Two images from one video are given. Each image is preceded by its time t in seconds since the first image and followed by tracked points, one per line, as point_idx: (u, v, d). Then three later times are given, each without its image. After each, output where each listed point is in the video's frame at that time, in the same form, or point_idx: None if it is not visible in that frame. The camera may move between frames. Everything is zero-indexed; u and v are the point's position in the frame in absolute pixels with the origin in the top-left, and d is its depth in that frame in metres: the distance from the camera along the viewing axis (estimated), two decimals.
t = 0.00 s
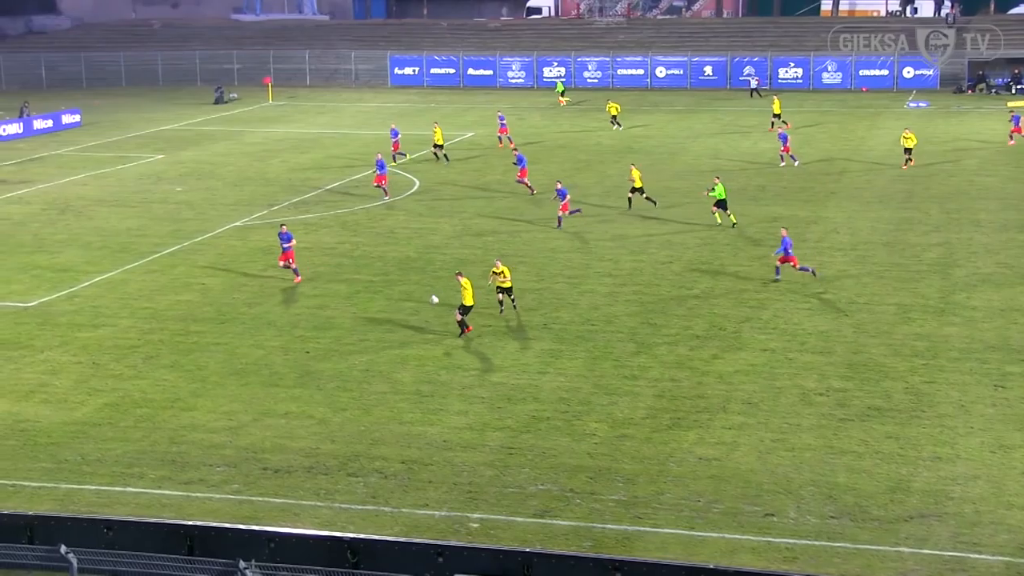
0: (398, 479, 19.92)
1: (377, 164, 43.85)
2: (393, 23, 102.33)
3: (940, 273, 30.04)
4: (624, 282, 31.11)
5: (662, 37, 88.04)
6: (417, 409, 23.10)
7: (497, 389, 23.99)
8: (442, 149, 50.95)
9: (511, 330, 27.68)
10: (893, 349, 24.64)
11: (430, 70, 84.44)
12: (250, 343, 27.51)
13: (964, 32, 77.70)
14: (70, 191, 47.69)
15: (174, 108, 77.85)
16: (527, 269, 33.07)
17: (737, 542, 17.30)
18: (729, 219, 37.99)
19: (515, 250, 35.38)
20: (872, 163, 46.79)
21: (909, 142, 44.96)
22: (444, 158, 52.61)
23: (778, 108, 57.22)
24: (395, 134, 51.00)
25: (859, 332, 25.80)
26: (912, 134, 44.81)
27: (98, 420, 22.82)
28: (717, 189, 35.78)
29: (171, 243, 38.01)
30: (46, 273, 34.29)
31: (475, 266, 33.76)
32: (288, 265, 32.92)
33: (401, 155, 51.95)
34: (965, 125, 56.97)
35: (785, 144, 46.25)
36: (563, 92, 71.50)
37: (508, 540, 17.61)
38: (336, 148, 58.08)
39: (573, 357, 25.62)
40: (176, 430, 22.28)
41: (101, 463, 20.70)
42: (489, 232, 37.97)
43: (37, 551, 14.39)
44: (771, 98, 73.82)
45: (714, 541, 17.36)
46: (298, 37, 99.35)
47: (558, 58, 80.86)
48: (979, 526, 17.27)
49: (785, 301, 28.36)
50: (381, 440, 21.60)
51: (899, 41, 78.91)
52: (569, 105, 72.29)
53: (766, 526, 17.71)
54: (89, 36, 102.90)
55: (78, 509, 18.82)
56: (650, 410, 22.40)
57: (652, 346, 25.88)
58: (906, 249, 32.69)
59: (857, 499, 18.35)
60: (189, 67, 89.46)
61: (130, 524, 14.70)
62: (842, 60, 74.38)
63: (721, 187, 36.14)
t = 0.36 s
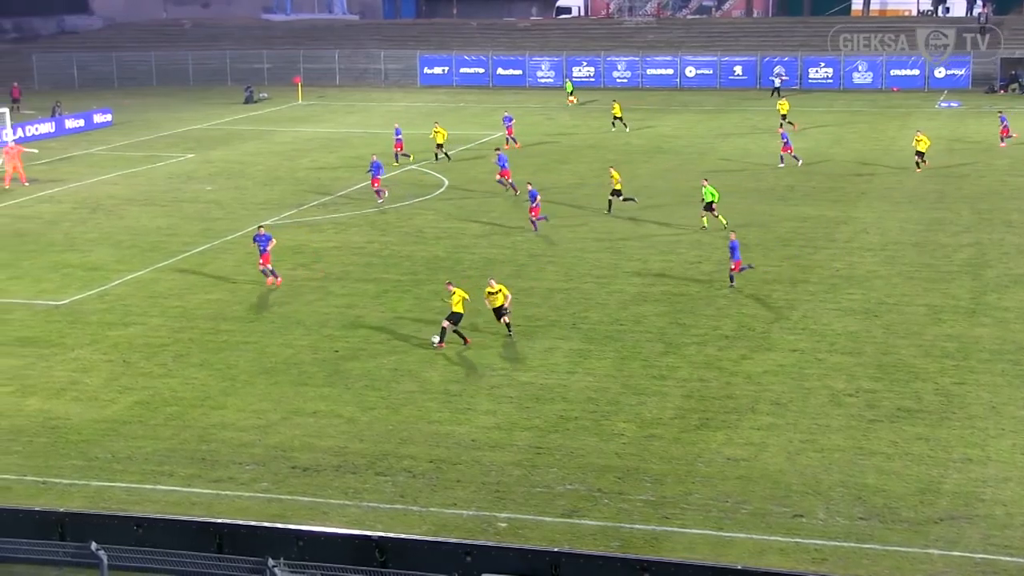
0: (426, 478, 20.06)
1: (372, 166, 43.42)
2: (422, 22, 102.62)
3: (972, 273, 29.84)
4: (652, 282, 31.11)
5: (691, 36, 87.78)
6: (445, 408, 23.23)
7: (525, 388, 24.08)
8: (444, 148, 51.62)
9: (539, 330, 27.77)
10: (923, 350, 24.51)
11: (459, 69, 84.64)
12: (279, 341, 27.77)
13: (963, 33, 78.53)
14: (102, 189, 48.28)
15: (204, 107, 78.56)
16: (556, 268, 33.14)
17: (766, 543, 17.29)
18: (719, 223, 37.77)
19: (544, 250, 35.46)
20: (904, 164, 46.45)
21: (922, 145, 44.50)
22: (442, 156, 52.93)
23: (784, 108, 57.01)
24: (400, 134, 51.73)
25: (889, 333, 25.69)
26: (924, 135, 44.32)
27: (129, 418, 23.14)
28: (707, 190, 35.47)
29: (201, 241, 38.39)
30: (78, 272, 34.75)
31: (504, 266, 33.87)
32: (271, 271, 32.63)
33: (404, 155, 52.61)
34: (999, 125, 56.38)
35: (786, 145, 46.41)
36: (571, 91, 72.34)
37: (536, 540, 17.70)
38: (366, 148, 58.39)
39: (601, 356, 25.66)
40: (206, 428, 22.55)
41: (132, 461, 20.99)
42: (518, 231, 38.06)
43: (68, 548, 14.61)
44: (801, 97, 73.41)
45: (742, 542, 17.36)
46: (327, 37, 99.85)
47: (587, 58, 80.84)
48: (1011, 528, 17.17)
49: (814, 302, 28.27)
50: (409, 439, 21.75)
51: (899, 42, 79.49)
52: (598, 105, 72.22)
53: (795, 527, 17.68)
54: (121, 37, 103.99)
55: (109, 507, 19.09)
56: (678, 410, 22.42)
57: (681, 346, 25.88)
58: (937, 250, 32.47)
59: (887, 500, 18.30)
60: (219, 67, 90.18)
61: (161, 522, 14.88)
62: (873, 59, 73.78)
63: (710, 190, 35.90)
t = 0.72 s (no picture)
0: (450, 478, 20.19)
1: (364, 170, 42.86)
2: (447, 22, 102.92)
3: (997, 274, 29.68)
4: (676, 282, 31.09)
5: (715, 36, 87.56)
6: (469, 408, 23.35)
7: (548, 388, 24.17)
8: (438, 151, 51.75)
9: (562, 330, 27.85)
10: (949, 350, 24.43)
11: (483, 69, 84.77)
12: (303, 340, 27.98)
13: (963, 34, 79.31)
14: (128, 188, 48.75)
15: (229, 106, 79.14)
16: (579, 269, 33.18)
17: (790, 544, 17.28)
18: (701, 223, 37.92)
19: (567, 249, 35.55)
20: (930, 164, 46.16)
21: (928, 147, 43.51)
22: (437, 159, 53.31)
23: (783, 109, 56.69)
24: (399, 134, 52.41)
25: (913, 333, 25.61)
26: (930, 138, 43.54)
27: (154, 416, 23.41)
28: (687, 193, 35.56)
29: (225, 240, 38.71)
30: (104, 270, 35.15)
31: (527, 265, 33.98)
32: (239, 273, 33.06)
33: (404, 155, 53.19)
34: None
35: (780, 146, 46.66)
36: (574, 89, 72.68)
37: (559, 540, 17.78)
38: (390, 147, 58.61)
39: (625, 356, 25.72)
40: (230, 426, 22.79)
41: (156, 460, 21.24)
42: (543, 230, 38.16)
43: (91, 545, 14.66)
44: (827, 97, 73.01)
45: (766, 542, 17.37)
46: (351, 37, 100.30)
47: (611, 57, 80.86)
48: None
49: (838, 302, 28.20)
50: (433, 439, 21.88)
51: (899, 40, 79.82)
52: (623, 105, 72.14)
53: (818, 528, 17.67)
54: (147, 37, 104.94)
55: (134, 504, 19.32)
56: (702, 410, 22.44)
57: (704, 346, 25.88)
58: (963, 250, 32.31)
59: (911, 501, 18.26)
60: (243, 67, 90.76)
61: (184, 520, 14.99)
62: (898, 58, 73.32)
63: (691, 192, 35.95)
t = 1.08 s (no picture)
0: (466, 477, 20.27)
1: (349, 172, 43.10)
2: (464, 21, 103.09)
3: (1016, 274, 29.55)
4: (692, 282, 31.09)
5: (733, 36, 87.40)
6: (485, 407, 23.43)
7: (564, 388, 24.23)
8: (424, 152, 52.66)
9: (578, 330, 27.89)
10: (966, 351, 24.36)
11: (500, 69, 84.42)
12: (319, 340, 28.14)
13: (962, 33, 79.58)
14: (146, 188, 49.06)
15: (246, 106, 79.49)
16: (596, 269, 33.19)
17: (806, 544, 17.28)
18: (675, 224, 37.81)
19: (583, 249, 35.59)
20: (949, 164, 45.96)
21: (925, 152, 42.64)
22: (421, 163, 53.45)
23: (772, 110, 56.51)
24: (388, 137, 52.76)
25: (931, 333, 25.54)
26: (926, 141, 42.54)
27: (171, 415, 23.59)
28: (665, 193, 35.27)
29: (243, 240, 38.92)
30: (122, 270, 35.41)
31: (544, 265, 34.03)
32: (205, 267, 33.56)
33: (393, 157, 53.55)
34: None
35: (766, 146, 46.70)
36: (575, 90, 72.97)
37: (575, 539, 17.85)
38: (406, 147, 58.76)
39: (641, 356, 25.75)
40: (247, 426, 22.95)
41: (173, 459, 21.41)
42: (558, 231, 38.20)
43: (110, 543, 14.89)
44: (845, 96, 72.68)
45: (782, 543, 17.37)
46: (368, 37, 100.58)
47: (628, 57, 80.84)
48: None
49: (856, 302, 28.15)
50: (449, 438, 21.97)
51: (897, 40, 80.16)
52: (641, 105, 72.04)
53: (835, 529, 17.66)
54: (165, 37, 105.54)
55: (151, 503, 19.49)
56: (718, 410, 22.45)
57: (721, 346, 25.88)
58: (982, 250, 32.17)
59: (928, 502, 18.23)
60: (260, 66, 91.11)
61: (201, 520, 15.14)
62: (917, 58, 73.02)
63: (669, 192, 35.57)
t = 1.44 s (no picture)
0: (478, 476, 20.31)
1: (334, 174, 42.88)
2: (477, 20, 103.12)
3: None
4: (704, 282, 31.04)
5: (746, 35, 87.24)
6: (497, 407, 23.46)
7: (576, 387, 24.24)
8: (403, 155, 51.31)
9: (590, 329, 27.89)
10: (980, 351, 24.28)
11: (513, 69, 84.95)
12: (332, 339, 28.21)
13: (963, 32, 79.55)
14: (159, 188, 49.23)
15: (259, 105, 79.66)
16: (608, 268, 33.16)
17: (819, 544, 17.26)
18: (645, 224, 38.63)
19: (595, 248, 35.57)
20: (963, 164, 45.76)
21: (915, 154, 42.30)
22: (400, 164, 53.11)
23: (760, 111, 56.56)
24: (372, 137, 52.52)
25: (944, 333, 25.47)
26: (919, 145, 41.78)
27: (184, 414, 23.68)
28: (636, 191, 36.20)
29: (255, 239, 39.03)
30: (135, 269, 35.55)
31: (556, 265, 34.02)
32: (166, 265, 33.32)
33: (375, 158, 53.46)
34: None
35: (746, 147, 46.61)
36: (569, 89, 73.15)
37: (587, 539, 17.86)
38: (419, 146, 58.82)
39: (653, 356, 25.73)
40: (259, 425, 23.03)
41: (186, 457, 21.50)
42: (571, 230, 38.19)
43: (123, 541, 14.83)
44: (859, 96, 72.39)
45: (795, 543, 17.34)
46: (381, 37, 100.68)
47: (641, 57, 80.72)
48: None
49: (869, 302, 28.08)
50: (461, 437, 22.02)
51: (897, 40, 80.36)
52: (654, 105, 71.90)
53: (847, 529, 17.63)
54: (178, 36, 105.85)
55: (164, 501, 19.59)
56: (731, 410, 22.41)
57: (734, 346, 25.84)
58: (996, 250, 32.03)
59: (942, 502, 18.18)
60: (273, 66, 91.28)
61: (214, 518, 15.22)
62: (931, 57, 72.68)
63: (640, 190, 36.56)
